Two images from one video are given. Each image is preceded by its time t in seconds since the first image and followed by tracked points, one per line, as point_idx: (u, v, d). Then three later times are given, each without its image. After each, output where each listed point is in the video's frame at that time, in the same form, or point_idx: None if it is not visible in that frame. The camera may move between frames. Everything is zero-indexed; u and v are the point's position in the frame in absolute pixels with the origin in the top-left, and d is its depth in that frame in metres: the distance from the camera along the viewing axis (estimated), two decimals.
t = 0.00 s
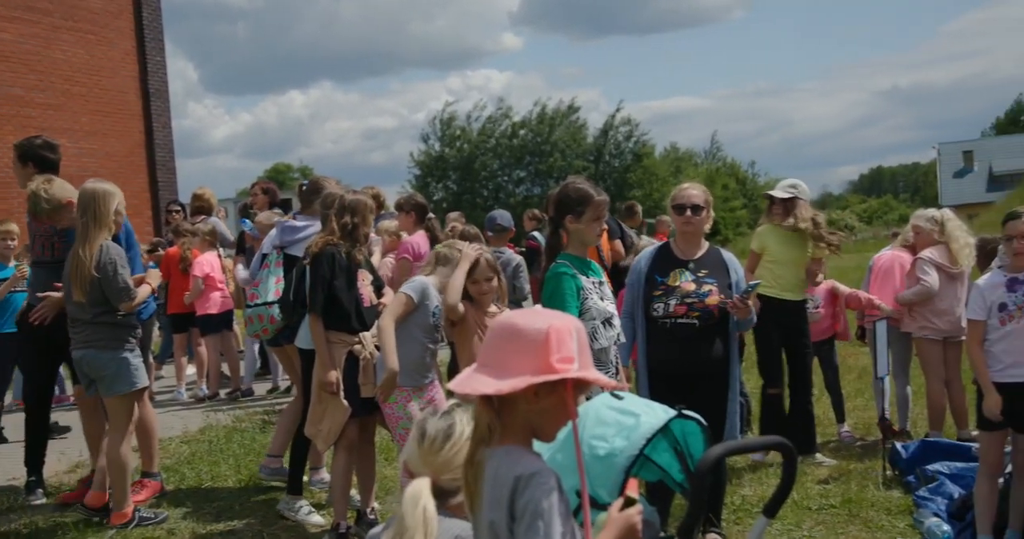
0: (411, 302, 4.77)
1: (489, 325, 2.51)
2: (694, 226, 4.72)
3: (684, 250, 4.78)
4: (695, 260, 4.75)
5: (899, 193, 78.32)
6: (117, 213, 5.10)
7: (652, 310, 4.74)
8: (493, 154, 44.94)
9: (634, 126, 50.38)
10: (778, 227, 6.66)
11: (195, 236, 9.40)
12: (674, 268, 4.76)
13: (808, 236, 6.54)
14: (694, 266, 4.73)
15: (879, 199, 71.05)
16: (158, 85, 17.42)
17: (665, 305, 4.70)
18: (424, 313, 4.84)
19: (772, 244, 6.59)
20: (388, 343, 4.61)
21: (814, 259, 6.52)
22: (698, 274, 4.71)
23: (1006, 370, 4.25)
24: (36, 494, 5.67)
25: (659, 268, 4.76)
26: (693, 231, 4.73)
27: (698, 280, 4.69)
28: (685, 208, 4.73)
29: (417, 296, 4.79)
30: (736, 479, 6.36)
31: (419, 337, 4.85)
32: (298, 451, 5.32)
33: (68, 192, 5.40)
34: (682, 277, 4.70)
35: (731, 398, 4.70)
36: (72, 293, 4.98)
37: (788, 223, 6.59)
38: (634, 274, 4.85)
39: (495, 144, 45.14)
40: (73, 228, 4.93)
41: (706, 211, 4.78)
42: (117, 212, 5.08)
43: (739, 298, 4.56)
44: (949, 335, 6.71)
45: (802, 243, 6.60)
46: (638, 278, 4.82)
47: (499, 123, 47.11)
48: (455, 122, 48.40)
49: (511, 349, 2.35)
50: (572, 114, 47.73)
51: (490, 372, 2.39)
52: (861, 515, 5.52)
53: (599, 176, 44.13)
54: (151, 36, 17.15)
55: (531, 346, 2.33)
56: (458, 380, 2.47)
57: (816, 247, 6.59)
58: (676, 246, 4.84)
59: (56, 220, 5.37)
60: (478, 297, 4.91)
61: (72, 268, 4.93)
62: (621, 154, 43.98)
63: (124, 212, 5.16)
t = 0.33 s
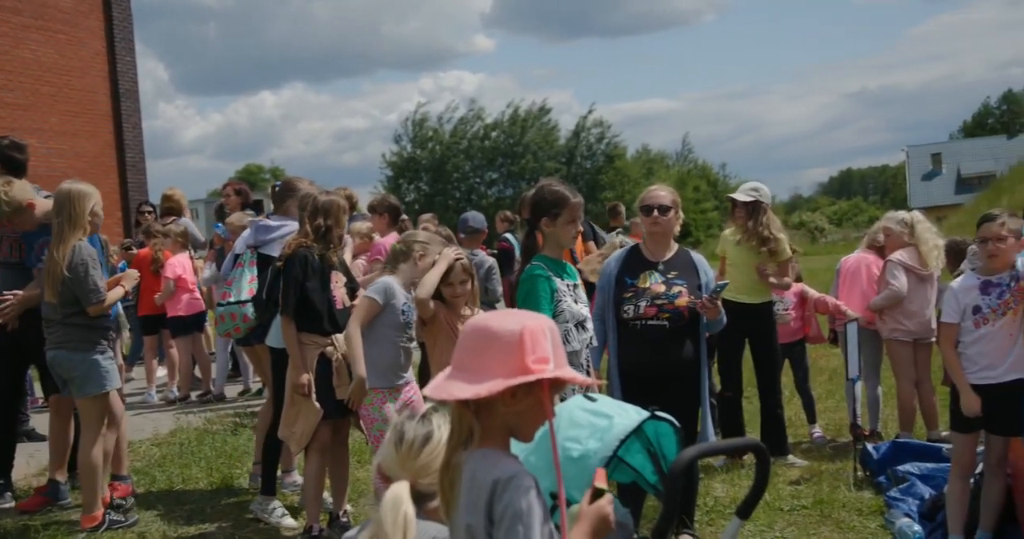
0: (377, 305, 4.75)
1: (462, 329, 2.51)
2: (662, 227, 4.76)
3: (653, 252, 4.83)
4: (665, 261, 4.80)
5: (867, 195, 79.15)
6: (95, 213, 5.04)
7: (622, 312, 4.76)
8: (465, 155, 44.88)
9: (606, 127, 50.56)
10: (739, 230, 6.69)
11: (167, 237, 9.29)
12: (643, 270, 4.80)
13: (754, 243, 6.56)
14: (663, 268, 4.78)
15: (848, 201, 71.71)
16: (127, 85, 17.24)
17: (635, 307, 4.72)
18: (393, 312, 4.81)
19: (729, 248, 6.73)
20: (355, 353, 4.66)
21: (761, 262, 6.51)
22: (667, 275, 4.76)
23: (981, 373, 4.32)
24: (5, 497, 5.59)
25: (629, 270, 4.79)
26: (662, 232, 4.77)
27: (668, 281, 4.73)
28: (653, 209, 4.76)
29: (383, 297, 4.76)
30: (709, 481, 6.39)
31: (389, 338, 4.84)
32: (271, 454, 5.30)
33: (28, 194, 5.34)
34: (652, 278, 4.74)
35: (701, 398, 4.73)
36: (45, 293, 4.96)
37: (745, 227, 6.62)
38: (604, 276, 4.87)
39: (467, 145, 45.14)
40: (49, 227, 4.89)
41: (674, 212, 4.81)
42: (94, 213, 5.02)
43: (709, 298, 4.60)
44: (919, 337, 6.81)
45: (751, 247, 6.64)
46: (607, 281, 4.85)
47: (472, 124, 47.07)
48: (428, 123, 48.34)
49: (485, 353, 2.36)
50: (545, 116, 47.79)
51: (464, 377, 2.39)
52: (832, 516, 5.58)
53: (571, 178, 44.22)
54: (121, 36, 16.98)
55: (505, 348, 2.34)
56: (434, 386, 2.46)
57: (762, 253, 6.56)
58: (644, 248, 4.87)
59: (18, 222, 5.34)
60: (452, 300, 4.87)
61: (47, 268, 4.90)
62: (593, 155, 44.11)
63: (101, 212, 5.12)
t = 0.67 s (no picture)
0: (344, 309, 4.71)
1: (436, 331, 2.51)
2: (629, 228, 4.75)
3: (623, 253, 4.84)
4: (634, 262, 4.82)
5: (837, 198, 79.92)
6: (75, 216, 5.03)
7: (592, 314, 4.78)
8: (437, 156, 44.81)
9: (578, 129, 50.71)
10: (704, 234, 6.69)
11: (137, 238, 9.13)
12: (613, 272, 4.82)
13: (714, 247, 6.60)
14: (634, 269, 4.80)
15: (818, 204, 72.33)
16: (98, 85, 17.07)
17: (605, 309, 4.74)
18: (362, 314, 4.79)
19: (691, 251, 6.83)
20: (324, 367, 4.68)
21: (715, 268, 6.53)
22: (637, 277, 4.78)
23: (957, 374, 4.37)
24: None
25: (599, 272, 4.81)
26: (630, 232, 4.78)
27: (637, 283, 4.75)
28: (619, 210, 4.77)
29: (351, 301, 4.73)
30: (682, 482, 6.42)
31: (363, 341, 4.82)
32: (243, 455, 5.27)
33: None
34: (622, 280, 4.76)
35: (670, 400, 4.76)
36: (20, 292, 4.92)
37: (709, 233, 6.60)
38: (575, 280, 4.90)
39: (439, 147, 45.08)
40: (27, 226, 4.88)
41: (641, 212, 4.79)
42: (75, 215, 5.01)
43: (677, 299, 4.62)
44: (891, 338, 6.90)
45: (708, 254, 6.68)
46: (578, 284, 4.87)
47: (444, 125, 47.00)
48: (400, 124, 48.23)
49: (461, 355, 2.36)
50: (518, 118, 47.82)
51: (442, 381, 2.39)
52: (804, 517, 5.63)
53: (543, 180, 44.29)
54: (92, 35, 16.81)
55: (480, 348, 2.34)
56: (411, 390, 2.46)
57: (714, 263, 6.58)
58: (615, 249, 4.89)
59: None
60: (426, 301, 4.83)
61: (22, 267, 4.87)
62: (565, 157, 44.21)
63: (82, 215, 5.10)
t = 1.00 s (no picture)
0: (317, 309, 4.71)
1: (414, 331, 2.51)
2: (596, 226, 4.79)
3: (593, 253, 4.87)
4: (604, 261, 4.84)
5: (808, 198, 80.54)
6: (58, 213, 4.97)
7: (562, 313, 4.81)
8: (410, 155, 44.73)
9: (551, 129, 50.79)
10: (674, 234, 6.72)
11: (110, 236, 9.00)
12: (583, 271, 4.84)
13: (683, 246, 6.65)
14: (603, 268, 4.83)
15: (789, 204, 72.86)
16: (69, 82, 16.91)
17: (575, 308, 4.77)
18: (336, 313, 4.78)
19: (659, 252, 6.86)
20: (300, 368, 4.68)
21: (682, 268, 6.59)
22: (607, 276, 4.81)
23: (932, 374, 4.42)
24: None
25: (569, 272, 4.83)
26: (598, 231, 4.82)
27: (607, 282, 4.79)
28: (586, 209, 4.82)
29: (324, 300, 4.72)
30: (655, 481, 6.46)
31: (335, 340, 4.82)
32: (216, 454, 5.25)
33: None
34: (591, 278, 4.79)
35: (642, 400, 4.76)
36: None
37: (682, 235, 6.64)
38: (546, 280, 4.94)
39: (413, 146, 45.00)
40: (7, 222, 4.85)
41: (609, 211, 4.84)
42: (57, 212, 4.96)
43: (648, 298, 4.63)
44: (863, 337, 6.95)
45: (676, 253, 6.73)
46: (549, 283, 4.91)
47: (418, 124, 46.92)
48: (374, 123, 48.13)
49: (439, 355, 2.36)
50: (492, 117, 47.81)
51: (422, 381, 2.39)
52: (777, 515, 5.67)
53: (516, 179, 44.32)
54: (63, 31, 16.64)
55: (459, 346, 2.35)
56: (391, 392, 2.46)
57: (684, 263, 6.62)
58: (584, 249, 4.92)
59: None
60: (399, 299, 4.81)
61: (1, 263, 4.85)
62: (537, 156, 44.25)
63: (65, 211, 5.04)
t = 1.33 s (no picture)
0: (289, 309, 4.68)
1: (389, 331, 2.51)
2: (559, 225, 4.87)
3: (560, 251, 4.94)
4: (571, 260, 4.90)
5: (778, 199, 81.08)
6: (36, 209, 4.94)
7: (529, 313, 4.83)
8: (380, 154, 44.58)
9: (523, 128, 50.77)
10: (648, 235, 6.77)
11: (79, 234, 8.92)
12: (550, 271, 4.91)
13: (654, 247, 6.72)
14: (570, 267, 4.89)
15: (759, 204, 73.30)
16: (37, 79, 16.71)
17: (541, 307, 4.80)
18: (308, 312, 4.77)
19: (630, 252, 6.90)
20: (275, 367, 4.65)
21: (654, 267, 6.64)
22: (574, 275, 4.86)
23: (902, 372, 4.49)
24: None
25: (537, 272, 4.90)
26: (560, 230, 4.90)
27: (574, 280, 4.83)
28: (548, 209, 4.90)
29: (296, 300, 4.70)
30: (626, 480, 6.49)
31: (308, 339, 4.81)
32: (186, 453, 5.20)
33: None
34: (558, 278, 4.84)
35: (610, 399, 4.76)
36: None
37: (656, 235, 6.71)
38: (514, 280, 4.98)
39: (384, 145, 44.85)
40: None
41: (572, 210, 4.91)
42: (34, 208, 4.93)
43: (613, 295, 4.70)
44: (833, 337, 7.02)
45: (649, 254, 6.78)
46: (517, 283, 4.95)
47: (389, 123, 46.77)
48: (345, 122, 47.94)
49: (419, 354, 2.37)
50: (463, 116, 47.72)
51: (401, 381, 2.38)
52: (748, 513, 5.72)
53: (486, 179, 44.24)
54: (30, 27, 16.45)
55: (439, 344, 2.35)
56: (369, 393, 2.44)
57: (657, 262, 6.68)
58: (552, 249, 4.99)
59: None
60: (371, 298, 4.80)
61: None
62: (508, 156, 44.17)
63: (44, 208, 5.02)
